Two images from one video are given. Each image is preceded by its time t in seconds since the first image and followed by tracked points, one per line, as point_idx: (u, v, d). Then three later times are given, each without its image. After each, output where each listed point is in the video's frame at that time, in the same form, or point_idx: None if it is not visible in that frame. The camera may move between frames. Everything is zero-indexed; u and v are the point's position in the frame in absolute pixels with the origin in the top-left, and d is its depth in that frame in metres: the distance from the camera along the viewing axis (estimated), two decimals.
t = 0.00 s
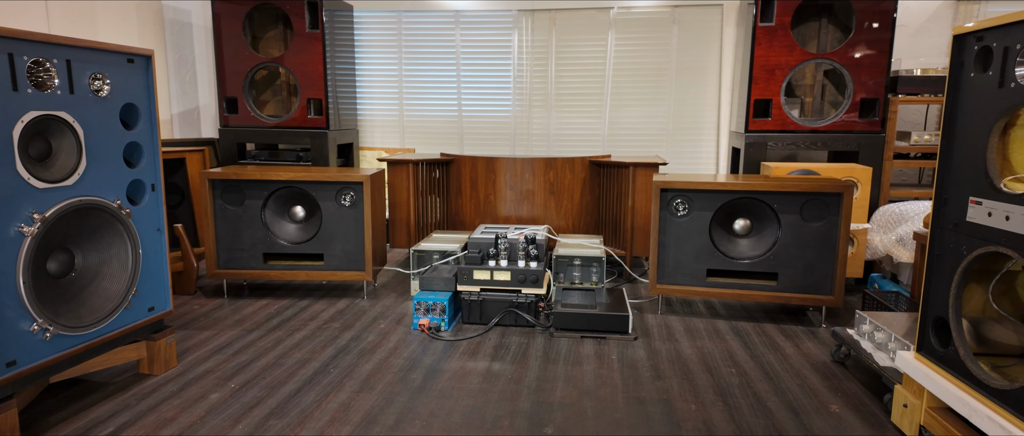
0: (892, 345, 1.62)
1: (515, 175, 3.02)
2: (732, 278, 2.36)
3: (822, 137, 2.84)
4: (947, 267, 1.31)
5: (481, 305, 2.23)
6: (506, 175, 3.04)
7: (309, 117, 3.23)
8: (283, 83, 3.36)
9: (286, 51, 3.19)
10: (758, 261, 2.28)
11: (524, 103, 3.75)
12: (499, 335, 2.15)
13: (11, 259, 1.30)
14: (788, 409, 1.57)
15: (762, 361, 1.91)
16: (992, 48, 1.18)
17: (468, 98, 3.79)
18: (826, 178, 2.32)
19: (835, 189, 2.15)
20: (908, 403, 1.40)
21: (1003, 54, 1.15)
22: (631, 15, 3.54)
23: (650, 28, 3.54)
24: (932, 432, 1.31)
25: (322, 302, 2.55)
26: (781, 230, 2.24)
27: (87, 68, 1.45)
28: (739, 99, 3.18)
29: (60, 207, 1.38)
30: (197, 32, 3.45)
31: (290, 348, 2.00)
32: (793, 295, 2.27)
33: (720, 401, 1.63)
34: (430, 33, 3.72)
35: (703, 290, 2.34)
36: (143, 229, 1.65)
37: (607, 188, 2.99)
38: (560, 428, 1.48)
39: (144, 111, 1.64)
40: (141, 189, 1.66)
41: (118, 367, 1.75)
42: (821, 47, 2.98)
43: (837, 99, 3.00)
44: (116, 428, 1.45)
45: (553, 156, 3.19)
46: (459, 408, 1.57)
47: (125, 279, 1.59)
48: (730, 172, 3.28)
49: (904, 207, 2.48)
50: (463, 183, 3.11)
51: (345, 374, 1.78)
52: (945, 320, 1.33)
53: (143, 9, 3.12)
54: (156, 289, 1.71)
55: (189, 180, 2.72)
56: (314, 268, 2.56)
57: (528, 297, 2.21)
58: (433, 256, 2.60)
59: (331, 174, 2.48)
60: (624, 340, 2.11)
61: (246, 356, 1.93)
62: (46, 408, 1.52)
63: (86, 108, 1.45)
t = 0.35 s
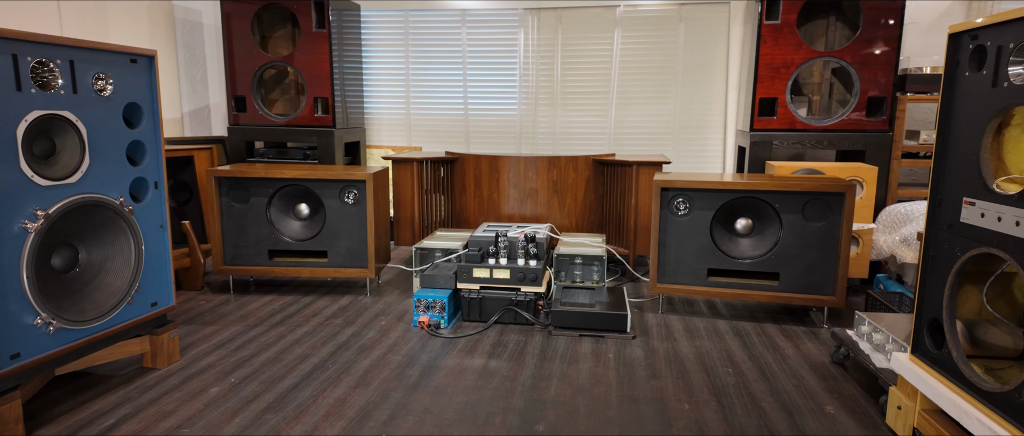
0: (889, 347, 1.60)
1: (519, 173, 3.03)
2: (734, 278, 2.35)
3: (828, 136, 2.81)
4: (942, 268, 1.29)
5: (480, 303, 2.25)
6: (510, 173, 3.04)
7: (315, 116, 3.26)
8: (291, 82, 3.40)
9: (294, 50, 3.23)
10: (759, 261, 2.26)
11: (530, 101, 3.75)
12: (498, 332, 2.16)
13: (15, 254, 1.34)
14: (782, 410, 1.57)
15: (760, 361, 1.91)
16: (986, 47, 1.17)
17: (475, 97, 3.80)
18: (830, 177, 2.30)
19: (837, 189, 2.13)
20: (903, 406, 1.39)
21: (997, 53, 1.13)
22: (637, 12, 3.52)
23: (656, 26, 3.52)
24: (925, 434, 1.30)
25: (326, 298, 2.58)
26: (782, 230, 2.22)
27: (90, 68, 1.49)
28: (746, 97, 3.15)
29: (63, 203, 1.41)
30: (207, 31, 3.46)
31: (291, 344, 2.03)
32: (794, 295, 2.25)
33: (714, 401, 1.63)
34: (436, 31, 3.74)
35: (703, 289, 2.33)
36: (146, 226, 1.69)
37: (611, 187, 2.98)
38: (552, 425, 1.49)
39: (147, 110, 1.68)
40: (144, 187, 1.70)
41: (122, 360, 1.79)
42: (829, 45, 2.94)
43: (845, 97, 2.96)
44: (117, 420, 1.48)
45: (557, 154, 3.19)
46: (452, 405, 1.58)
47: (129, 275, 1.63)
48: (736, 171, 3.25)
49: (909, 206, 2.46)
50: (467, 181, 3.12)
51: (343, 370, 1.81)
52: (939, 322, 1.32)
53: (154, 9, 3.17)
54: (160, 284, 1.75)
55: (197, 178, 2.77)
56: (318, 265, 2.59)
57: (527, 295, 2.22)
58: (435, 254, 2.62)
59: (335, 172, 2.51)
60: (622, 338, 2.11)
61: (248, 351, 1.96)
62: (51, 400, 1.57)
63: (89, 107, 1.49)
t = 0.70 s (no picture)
0: (889, 349, 1.59)
1: (524, 172, 3.04)
2: (737, 279, 2.33)
3: (836, 135, 2.78)
4: (938, 270, 1.28)
5: (482, 301, 2.26)
6: (515, 172, 3.05)
7: (325, 114, 3.30)
8: (302, 81, 3.44)
9: (303, 50, 3.27)
10: (762, 261, 2.25)
11: (537, 100, 3.75)
12: (499, 330, 2.18)
13: (23, 250, 1.39)
14: (778, 411, 1.56)
15: (759, 362, 1.90)
16: (982, 47, 1.15)
17: (483, 96, 3.81)
18: (835, 177, 2.28)
19: (841, 189, 2.11)
20: (898, 408, 1.38)
21: (992, 53, 1.12)
22: (645, 11, 3.51)
23: (664, 25, 3.50)
24: None
25: (332, 295, 2.61)
26: (786, 231, 2.21)
27: (97, 69, 1.54)
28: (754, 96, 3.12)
29: (70, 201, 1.46)
30: (221, 32, 3.54)
31: (294, 339, 2.07)
32: (798, 296, 2.23)
33: (710, 401, 1.62)
34: (445, 31, 3.75)
35: (706, 289, 2.32)
36: (152, 223, 1.74)
37: (616, 186, 2.98)
38: (546, 423, 1.50)
39: (153, 109, 1.72)
40: (151, 184, 1.75)
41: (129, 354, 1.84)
42: (838, 43, 2.90)
43: (855, 96, 2.93)
44: (122, 412, 1.53)
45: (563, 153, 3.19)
46: (448, 401, 1.60)
47: (134, 271, 1.67)
48: (744, 170, 3.23)
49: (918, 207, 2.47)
50: (473, 180, 3.13)
51: (344, 366, 1.84)
52: (935, 324, 1.30)
53: (167, 9, 3.23)
54: (165, 280, 1.80)
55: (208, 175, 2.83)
56: (324, 262, 2.63)
57: (529, 294, 2.23)
58: (439, 252, 2.63)
59: (341, 170, 2.54)
60: (623, 338, 2.11)
61: (252, 346, 2.00)
62: (60, 391, 1.62)
63: (95, 107, 1.54)
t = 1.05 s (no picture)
0: (888, 353, 1.57)
1: (530, 173, 3.04)
2: (741, 281, 2.32)
3: (846, 136, 2.74)
4: (934, 274, 1.26)
5: (484, 301, 2.28)
6: (522, 172, 3.05)
7: (335, 115, 3.33)
8: (312, 81, 3.47)
9: (314, 51, 3.31)
10: (766, 263, 2.23)
11: (546, 100, 3.75)
12: (500, 330, 2.19)
13: (32, 247, 1.44)
14: (774, 415, 1.55)
15: (759, 365, 1.89)
16: (978, 48, 1.14)
17: (492, 96, 3.82)
18: (841, 179, 2.26)
19: (846, 191, 2.08)
20: (894, 413, 1.37)
21: (988, 55, 1.10)
22: (654, 11, 3.49)
23: (674, 24, 3.48)
24: None
25: (338, 293, 2.65)
26: (790, 233, 2.19)
27: (104, 72, 1.59)
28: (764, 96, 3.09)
29: (77, 200, 1.52)
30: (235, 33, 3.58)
31: (298, 337, 2.10)
32: (802, 299, 2.21)
33: (705, 403, 1.62)
34: (454, 31, 3.77)
35: (709, 291, 2.30)
36: (158, 222, 1.80)
37: (622, 187, 2.97)
38: (539, 422, 1.51)
39: (161, 111, 1.77)
40: (157, 184, 1.80)
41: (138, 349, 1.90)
42: (850, 42, 2.86)
43: (867, 96, 2.88)
44: (127, 406, 1.58)
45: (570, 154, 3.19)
46: (444, 400, 1.62)
47: (140, 269, 1.73)
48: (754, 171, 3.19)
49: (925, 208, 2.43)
50: (480, 180, 3.15)
51: (344, 363, 1.87)
52: (932, 329, 1.29)
53: (182, 12, 3.29)
54: (172, 277, 1.85)
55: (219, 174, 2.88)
56: (330, 260, 2.66)
57: (530, 294, 2.24)
58: (444, 251, 2.65)
59: (347, 170, 2.57)
60: (623, 339, 2.11)
61: (257, 342, 2.04)
62: (70, 385, 1.68)
63: (103, 108, 1.59)
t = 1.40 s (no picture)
0: (892, 359, 1.57)
1: (535, 173, 3.03)
2: (746, 283, 2.29)
3: (855, 136, 2.70)
4: (937, 280, 1.24)
5: (486, 302, 2.28)
6: (526, 172, 3.04)
7: (341, 114, 3.34)
8: (320, 81, 3.47)
9: (320, 51, 3.31)
10: (772, 266, 2.21)
11: (553, 100, 3.73)
12: (502, 331, 2.19)
13: (35, 247, 1.46)
14: (774, 420, 1.54)
15: (762, 369, 1.87)
16: (983, 50, 1.11)
17: (498, 95, 3.80)
18: (848, 181, 2.23)
19: (853, 193, 2.05)
20: (896, 421, 1.36)
21: (992, 57, 1.08)
22: (662, 10, 3.46)
23: (682, 23, 3.45)
24: None
25: (342, 292, 2.66)
26: (796, 235, 2.16)
27: (107, 73, 1.60)
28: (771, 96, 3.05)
29: (79, 201, 1.54)
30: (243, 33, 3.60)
31: (301, 336, 2.12)
32: (808, 302, 2.18)
33: (705, 408, 1.61)
34: (461, 31, 3.76)
35: (713, 293, 2.28)
36: (162, 221, 1.82)
37: (628, 187, 2.95)
38: (536, 425, 1.51)
39: (164, 112, 1.79)
40: (161, 184, 1.82)
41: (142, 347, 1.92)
42: (861, 41, 2.81)
43: (877, 96, 2.83)
44: (128, 404, 1.60)
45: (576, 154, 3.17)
46: (442, 401, 1.62)
47: (144, 268, 1.75)
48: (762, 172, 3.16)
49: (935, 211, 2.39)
50: (485, 180, 3.14)
51: (345, 363, 1.87)
52: (934, 336, 1.28)
53: (191, 12, 3.32)
54: (175, 277, 1.87)
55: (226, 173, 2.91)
56: (334, 260, 2.67)
57: (532, 295, 2.23)
58: (448, 251, 2.66)
59: (351, 170, 2.57)
60: (625, 341, 2.10)
61: (260, 341, 2.05)
62: (74, 383, 1.70)
63: (106, 110, 1.61)
